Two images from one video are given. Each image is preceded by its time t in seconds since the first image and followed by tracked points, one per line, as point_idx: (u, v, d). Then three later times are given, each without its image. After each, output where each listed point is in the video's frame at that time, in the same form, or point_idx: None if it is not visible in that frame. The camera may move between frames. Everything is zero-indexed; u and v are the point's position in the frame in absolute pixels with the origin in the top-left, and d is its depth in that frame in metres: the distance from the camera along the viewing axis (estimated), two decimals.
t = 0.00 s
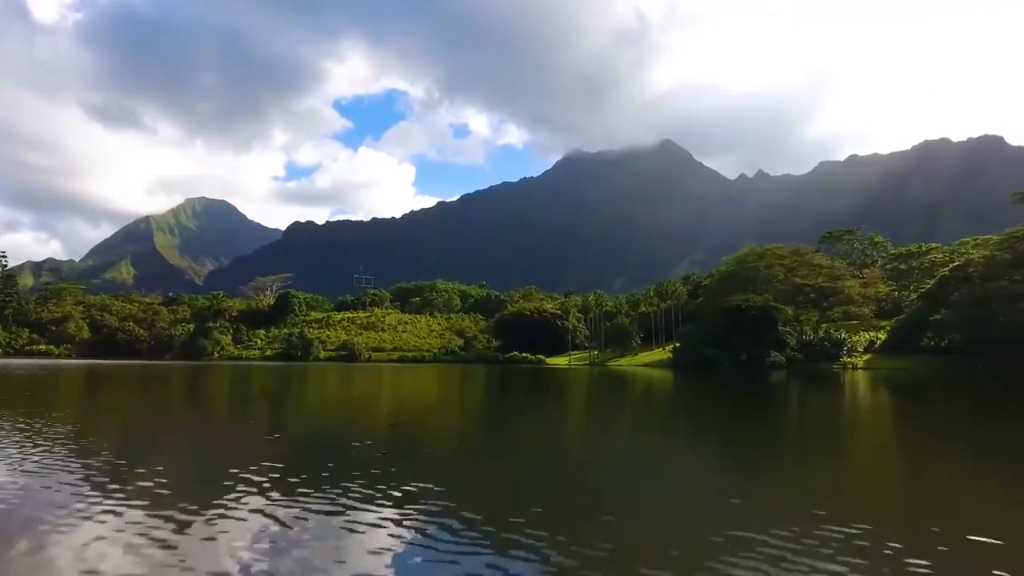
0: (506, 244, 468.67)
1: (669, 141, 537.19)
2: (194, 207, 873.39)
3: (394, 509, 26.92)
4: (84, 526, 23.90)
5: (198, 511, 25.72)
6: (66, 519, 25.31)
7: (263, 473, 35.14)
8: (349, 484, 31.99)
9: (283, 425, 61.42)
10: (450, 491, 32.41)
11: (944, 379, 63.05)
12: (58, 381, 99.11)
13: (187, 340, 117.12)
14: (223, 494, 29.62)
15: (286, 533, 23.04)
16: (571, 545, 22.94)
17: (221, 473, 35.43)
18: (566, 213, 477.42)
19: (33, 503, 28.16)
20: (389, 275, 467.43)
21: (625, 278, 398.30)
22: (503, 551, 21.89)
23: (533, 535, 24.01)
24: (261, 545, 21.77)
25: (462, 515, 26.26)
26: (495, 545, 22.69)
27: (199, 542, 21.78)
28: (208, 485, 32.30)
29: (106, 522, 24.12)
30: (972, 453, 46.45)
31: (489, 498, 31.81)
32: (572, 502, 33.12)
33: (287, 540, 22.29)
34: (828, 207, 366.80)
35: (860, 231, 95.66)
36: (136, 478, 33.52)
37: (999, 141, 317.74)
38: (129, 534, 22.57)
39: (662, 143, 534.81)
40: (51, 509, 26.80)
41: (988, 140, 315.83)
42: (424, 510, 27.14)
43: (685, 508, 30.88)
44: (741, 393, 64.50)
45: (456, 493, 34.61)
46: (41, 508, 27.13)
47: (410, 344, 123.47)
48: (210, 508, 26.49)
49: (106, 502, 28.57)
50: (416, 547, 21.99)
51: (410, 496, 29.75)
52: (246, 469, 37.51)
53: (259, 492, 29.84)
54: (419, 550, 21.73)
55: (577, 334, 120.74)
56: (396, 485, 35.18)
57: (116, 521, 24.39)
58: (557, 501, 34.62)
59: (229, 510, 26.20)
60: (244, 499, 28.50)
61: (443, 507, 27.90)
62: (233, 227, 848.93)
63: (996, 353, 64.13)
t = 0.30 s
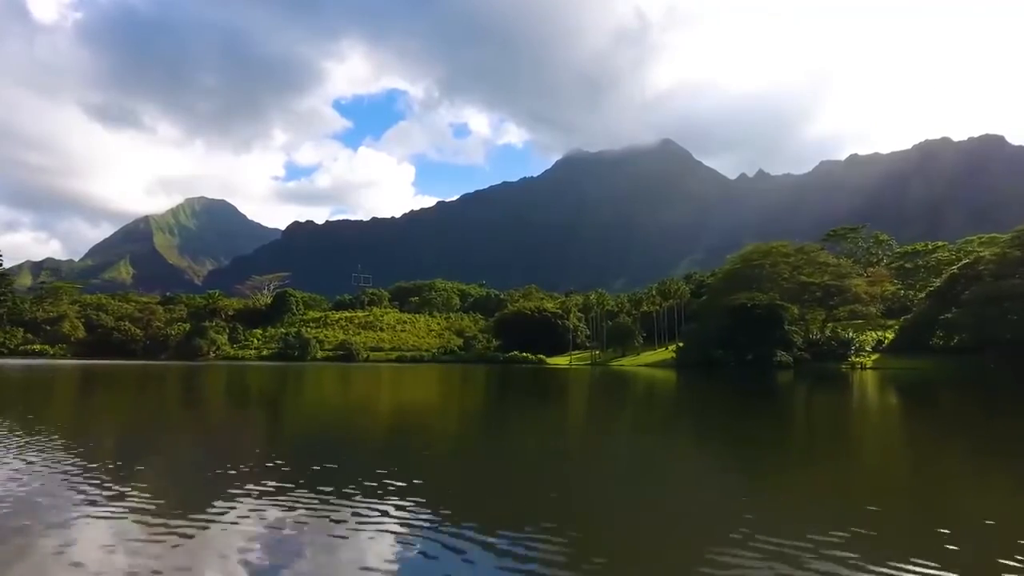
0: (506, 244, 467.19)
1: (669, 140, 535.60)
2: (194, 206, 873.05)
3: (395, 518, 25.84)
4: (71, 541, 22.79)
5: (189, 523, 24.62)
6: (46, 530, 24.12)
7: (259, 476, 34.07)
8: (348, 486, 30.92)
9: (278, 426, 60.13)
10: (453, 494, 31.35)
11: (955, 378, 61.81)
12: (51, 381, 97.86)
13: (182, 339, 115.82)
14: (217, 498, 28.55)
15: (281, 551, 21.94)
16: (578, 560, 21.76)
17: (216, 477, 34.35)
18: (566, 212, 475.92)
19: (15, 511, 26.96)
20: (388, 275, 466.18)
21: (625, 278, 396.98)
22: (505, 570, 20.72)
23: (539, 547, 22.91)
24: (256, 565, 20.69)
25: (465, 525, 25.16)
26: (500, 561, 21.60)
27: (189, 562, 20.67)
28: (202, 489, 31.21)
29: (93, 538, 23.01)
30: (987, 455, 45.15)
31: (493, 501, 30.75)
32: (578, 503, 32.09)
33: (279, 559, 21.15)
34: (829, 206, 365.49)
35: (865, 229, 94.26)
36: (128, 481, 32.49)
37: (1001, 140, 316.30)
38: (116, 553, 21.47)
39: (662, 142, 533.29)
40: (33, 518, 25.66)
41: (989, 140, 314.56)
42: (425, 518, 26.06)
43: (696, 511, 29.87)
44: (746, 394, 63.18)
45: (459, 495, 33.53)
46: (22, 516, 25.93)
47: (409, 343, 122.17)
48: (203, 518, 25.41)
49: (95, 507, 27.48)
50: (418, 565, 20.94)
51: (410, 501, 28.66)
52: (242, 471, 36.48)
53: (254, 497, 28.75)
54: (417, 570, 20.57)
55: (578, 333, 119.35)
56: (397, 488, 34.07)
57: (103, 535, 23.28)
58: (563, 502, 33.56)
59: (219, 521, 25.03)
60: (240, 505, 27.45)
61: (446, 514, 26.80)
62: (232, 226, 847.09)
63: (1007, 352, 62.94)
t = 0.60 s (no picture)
0: (506, 244, 465.85)
1: (668, 140, 534.39)
2: (193, 206, 871.51)
3: (397, 521, 24.75)
4: (56, 546, 21.57)
5: (186, 524, 23.52)
6: (29, 535, 22.85)
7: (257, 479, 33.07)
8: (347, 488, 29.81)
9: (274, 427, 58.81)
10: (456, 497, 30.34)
11: (966, 378, 60.63)
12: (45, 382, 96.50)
13: (178, 339, 114.44)
14: (211, 501, 27.39)
15: (283, 554, 20.85)
16: (592, 570, 20.57)
17: (211, 480, 33.31)
18: (566, 212, 474.81)
19: None
20: (387, 275, 464.77)
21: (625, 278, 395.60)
22: None
23: (549, 552, 21.87)
24: (257, 569, 19.62)
25: (469, 529, 24.07)
26: (508, 565, 20.63)
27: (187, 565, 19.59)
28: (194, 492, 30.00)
29: (85, 541, 21.87)
30: (1002, 456, 44.02)
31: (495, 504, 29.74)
32: (584, 505, 31.18)
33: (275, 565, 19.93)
34: (829, 206, 364.48)
35: (871, 227, 93.03)
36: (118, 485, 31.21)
37: (1001, 140, 315.37)
38: (109, 556, 20.32)
39: (662, 143, 532.05)
40: (16, 523, 24.36)
41: (989, 140, 313.99)
42: (429, 520, 25.00)
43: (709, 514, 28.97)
44: (752, 394, 61.91)
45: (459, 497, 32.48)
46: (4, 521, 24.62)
47: (408, 343, 120.98)
48: (200, 520, 24.30)
49: (84, 509, 26.26)
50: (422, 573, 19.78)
51: (413, 502, 27.58)
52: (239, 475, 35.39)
53: (251, 499, 27.64)
54: None
55: (578, 333, 118.10)
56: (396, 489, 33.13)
57: (96, 539, 22.14)
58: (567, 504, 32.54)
59: (213, 524, 23.83)
60: (237, 506, 26.31)
61: (449, 516, 25.72)
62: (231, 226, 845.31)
63: (1017, 352, 61.93)
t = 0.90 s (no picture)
0: (505, 244, 464.57)
1: (669, 141, 533.26)
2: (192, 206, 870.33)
3: (401, 522, 23.70)
4: (31, 548, 20.34)
5: (175, 524, 22.35)
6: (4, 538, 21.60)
7: (255, 482, 32.00)
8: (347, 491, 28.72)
9: (269, 428, 57.50)
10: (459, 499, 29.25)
11: (976, 378, 59.33)
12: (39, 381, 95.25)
13: (174, 339, 113.10)
14: (207, 502, 26.35)
15: (282, 554, 19.85)
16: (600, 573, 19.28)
17: (207, 483, 32.27)
18: (565, 211, 473.51)
19: None
20: (387, 275, 463.52)
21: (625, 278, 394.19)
22: None
23: (558, 554, 20.81)
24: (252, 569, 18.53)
25: (475, 531, 22.95)
26: (518, 567, 19.55)
27: (182, 564, 18.63)
28: (189, 496, 28.93)
29: (62, 542, 20.64)
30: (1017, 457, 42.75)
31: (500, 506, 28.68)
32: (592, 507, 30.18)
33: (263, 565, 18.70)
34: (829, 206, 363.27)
35: (876, 225, 91.61)
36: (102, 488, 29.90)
37: (1002, 140, 314.19)
38: (96, 557, 19.23)
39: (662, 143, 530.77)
40: None
41: (990, 140, 312.80)
42: (433, 522, 23.89)
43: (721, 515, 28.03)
44: (758, 394, 60.52)
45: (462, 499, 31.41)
46: None
47: (406, 343, 119.67)
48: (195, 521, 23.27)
49: (74, 509, 25.23)
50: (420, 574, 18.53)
51: (416, 504, 26.51)
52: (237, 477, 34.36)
53: (248, 502, 26.57)
54: None
55: (580, 333, 116.80)
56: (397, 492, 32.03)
57: (84, 537, 21.14)
58: (574, 505, 31.54)
59: (199, 525, 22.58)
60: (234, 509, 25.26)
61: (453, 517, 24.66)
62: (230, 226, 843.89)
63: None
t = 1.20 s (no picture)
0: (505, 244, 462.78)
1: (669, 140, 531.43)
2: (192, 206, 868.97)
3: (397, 522, 22.53)
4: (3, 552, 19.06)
5: (160, 529, 21.11)
6: None
7: (248, 483, 30.84)
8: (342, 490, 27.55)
9: (263, 429, 56.03)
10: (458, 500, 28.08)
11: (989, 377, 57.92)
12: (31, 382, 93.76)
13: (169, 338, 111.60)
14: (196, 503, 25.19)
15: (274, 559, 18.69)
16: None
17: (197, 486, 31.07)
18: (566, 211, 472.13)
19: None
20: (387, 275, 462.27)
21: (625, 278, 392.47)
22: None
23: (566, 558, 19.61)
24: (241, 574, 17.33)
25: (476, 534, 21.75)
26: (524, 573, 18.30)
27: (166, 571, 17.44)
28: (177, 498, 27.71)
29: (38, 548, 19.38)
30: None
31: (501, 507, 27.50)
32: (596, 509, 29.07)
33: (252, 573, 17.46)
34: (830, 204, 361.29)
35: (883, 223, 90.10)
36: (84, 492, 28.56)
37: (1003, 139, 312.68)
38: (73, 563, 17.99)
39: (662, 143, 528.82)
40: None
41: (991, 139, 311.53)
42: (431, 523, 22.72)
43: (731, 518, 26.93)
44: (765, 395, 59.04)
45: (462, 500, 30.20)
46: None
47: (405, 343, 118.16)
48: (183, 523, 22.08)
49: (55, 512, 24.00)
50: None
51: (414, 503, 25.34)
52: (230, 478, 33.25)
53: (239, 501, 25.38)
54: None
55: (581, 332, 115.33)
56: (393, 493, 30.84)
57: (65, 542, 19.88)
58: (577, 506, 30.42)
59: (186, 528, 21.34)
60: (224, 508, 24.09)
61: (453, 519, 23.47)
62: (230, 226, 842.55)
63: None
